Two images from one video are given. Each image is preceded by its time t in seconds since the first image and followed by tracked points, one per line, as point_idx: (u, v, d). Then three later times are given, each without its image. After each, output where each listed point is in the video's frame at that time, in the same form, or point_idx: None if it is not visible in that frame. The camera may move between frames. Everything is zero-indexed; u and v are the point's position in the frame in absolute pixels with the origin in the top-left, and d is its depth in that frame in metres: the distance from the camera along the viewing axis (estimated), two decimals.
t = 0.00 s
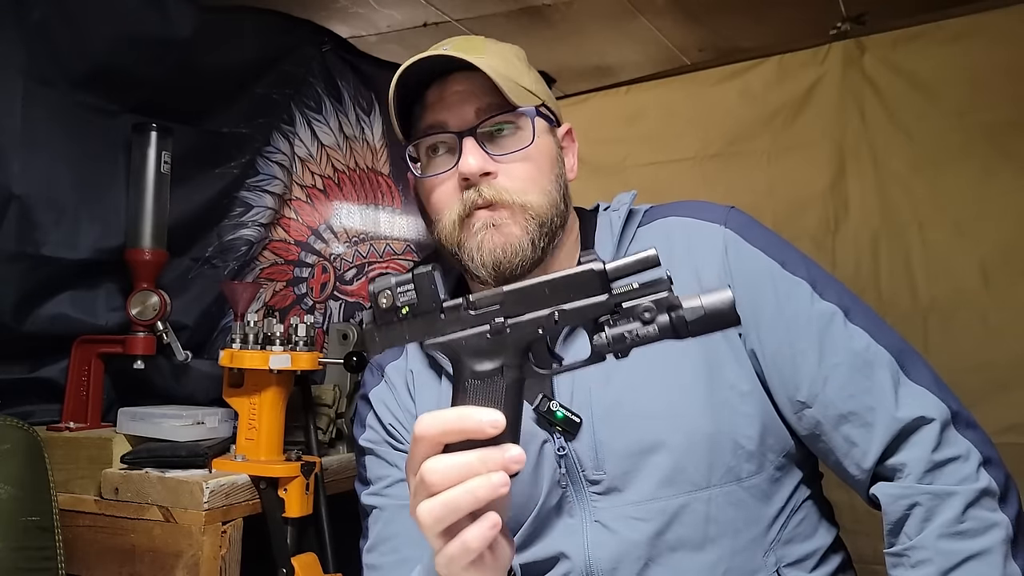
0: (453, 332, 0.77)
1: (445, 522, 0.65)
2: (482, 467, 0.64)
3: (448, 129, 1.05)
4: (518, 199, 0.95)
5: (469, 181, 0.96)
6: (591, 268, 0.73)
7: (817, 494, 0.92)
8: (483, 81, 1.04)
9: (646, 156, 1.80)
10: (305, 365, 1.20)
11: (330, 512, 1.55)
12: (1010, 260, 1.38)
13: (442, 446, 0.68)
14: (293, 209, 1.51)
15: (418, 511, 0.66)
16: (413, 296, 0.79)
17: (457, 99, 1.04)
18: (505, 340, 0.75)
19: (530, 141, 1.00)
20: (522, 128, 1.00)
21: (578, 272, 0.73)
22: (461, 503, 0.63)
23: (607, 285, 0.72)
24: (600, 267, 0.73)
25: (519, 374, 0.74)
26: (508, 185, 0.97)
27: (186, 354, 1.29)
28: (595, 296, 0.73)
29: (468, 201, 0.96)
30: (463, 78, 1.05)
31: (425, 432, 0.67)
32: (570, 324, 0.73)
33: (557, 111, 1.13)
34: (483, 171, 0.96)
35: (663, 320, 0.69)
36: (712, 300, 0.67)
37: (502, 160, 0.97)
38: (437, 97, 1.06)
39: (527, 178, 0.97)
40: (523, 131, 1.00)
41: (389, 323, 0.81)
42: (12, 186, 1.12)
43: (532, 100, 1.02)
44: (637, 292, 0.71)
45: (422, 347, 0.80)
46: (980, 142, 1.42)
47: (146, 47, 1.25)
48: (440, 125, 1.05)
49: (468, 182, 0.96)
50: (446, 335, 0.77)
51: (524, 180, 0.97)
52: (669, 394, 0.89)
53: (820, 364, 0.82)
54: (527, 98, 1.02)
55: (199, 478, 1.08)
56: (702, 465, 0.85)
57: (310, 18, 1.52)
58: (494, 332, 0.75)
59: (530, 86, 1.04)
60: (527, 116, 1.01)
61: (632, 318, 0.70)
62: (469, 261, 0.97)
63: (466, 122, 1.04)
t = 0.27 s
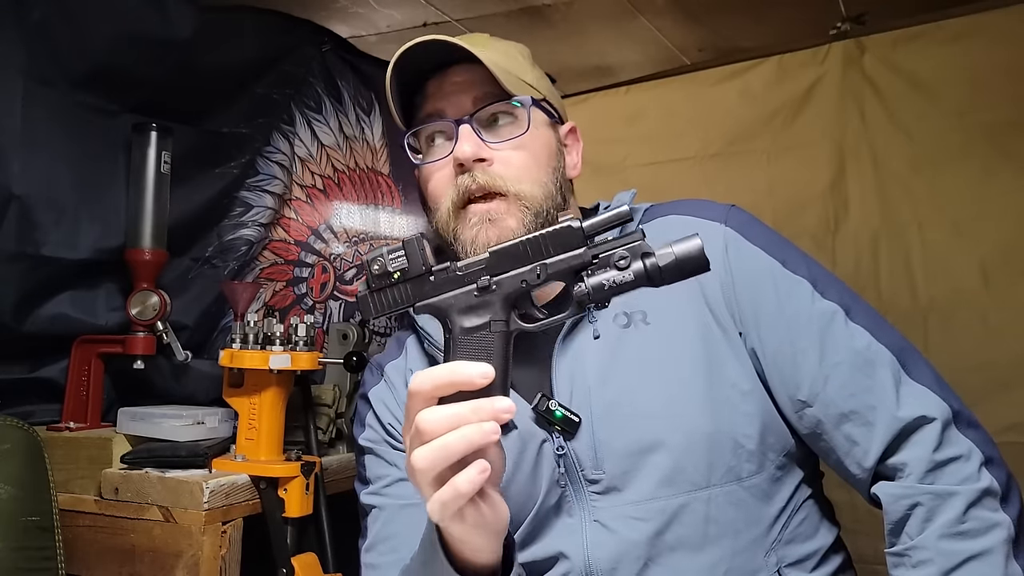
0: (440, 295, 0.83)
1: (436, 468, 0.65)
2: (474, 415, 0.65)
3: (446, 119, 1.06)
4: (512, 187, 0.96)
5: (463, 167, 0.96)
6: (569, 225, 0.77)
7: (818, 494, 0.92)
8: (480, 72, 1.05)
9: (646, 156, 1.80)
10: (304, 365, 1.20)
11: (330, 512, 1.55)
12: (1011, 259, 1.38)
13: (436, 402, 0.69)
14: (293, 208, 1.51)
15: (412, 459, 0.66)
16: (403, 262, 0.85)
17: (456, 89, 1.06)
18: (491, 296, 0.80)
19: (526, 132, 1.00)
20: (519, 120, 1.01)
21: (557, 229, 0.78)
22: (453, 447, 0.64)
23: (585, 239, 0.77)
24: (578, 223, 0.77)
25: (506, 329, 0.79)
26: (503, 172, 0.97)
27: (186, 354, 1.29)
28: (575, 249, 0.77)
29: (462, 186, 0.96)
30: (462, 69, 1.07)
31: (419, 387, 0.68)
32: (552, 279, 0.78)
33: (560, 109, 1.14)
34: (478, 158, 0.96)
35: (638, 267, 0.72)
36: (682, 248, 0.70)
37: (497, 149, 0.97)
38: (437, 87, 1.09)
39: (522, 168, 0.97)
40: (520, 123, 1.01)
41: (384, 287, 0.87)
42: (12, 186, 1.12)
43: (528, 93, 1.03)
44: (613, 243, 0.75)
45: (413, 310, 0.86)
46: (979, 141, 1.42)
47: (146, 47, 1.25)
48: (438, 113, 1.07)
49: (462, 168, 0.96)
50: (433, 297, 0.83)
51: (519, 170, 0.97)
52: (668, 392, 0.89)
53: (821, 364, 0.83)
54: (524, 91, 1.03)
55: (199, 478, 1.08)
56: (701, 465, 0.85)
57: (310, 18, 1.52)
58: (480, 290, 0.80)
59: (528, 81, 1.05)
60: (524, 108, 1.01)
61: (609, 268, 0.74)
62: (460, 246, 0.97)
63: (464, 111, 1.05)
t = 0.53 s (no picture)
0: (431, 281, 0.85)
1: (424, 445, 0.65)
2: (463, 394, 0.65)
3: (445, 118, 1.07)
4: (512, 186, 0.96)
5: (462, 165, 0.96)
6: (557, 211, 0.80)
7: (817, 492, 0.92)
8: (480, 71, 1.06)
9: (646, 156, 1.80)
10: (304, 365, 1.20)
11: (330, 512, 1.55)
12: (1010, 259, 1.38)
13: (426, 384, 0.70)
14: (293, 209, 1.51)
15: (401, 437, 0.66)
16: (397, 248, 0.88)
17: (455, 88, 1.07)
18: (481, 281, 0.81)
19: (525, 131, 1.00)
20: (518, 119, 1.02)
21: (545, 216, 0.81)
22: (440, 424, 0.64)
23: (572, 224, 0.79)
24: (564, 210, 0.80)
25: (495, 313, 0.81)
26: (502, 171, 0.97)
27: (186, 354, 1.29)
28: (561, 233, 0.79)
29: (462, 185, 0.95)
30: (461, 68, 1.08)
31: (408, 369, 0.68)
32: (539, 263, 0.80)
33: (558, 108, 1.14)
34: (478, 156, 0.96)
35: (622, 250, 0.74)
36: (666, 232, 0.72)
37: (496, 148, 0.97)
38: (437, 86, 1.09)
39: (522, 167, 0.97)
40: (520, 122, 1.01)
41: (377, 273, 0.90)
42: (12, 186, 1.11)
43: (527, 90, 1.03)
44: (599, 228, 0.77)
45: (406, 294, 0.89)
46: (979, 141, 1.42)
47: (147, 47, 1.25)
48: (437, 112, 1.08)
49: (462, 167, 0.96)
50: (425, 282, 0.86)
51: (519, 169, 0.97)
52: (667, 391, 0.89)
53: (819, 362, 0.82)
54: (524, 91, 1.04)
55: (199, 478, 1.08)
56: (700, 464, 0.85)
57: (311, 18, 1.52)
58: (471, 276, 0.82)
59: (527, 78, 1.06)
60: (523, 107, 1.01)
61: (595, 251, 0.76)
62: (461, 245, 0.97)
63: (463, 110, 1.06)
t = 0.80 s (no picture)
0: (428, 277, 0.88)
1: (419, 437, 0.65)
2: (459, 387, 0.65)
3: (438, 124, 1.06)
4: (506, 192, 0.96)
5: (456, 174, 0.97)
6: (551, 207, 0.82)
7: (816, 493, 0.92)
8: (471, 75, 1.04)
9: (646, 156, 1.80)
10: (304, 365, 1.20)
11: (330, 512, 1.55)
12: (1010, 259, 1.38)
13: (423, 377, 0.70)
14: (293, 208, 1.51)
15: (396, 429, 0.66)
16: (394, 246, 0.92)
17: (446, 93, 1.05)
18: (477, 276, 0.84)
19: (517, 136, 1.00)
20: (509, 123, 1.02)
21: (540, 213, 0.82)
22: (435, 417, 0.64)
23: (567, 220, 0.81)
24: (559, 206, 0.81)
25: (492, 307, 0.83)
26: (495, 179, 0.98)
27: (186, 354, 1.29)
28: (556, 229, 0.81)
29: (456, 195, 0.96)
30: (452, 73, 1.06)
31: (405, 363, 0.69)
32: (536, 258, 0.82)
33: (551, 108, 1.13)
34: (471, 164, 0.97)
35: (617, 244, 0.75)
36: (658, 227, 0.72)
37: (488, 154, 0.98)
38: (426, 91, 1.07)
39: (515, 173, 0.98)
40: (511, 126, 1.02)
41: (376, 270, 0.94)
42: (12, 186, 1.11)
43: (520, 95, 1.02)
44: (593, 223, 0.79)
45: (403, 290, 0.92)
46: (979, 141, 1.42)
47: (147, 47, 1.25)
48: (428, 119, 1.06)
49: (456, 176, 0.97)
50: (421, 279, 0.89)
51: (511, 175, 0.98)
52: (665, 392, 0.89)
53: (818, 363, 0.82)
54: (515, 93, 1.02)
55: (199, 478, 1.08)
56: (698, 466, 0.85)
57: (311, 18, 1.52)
58: (467, 271, 0.85)
59: (519, 82, 1.04)
60: (514, 111, 1.01)
61: (589, 246, 0.77)
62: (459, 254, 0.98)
63: (455, 116, 1.04)
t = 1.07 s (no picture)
0: (439, 323, 0.78)
1: (430, 505, 0.64)
2: (474, 453, 0.65)
3: (452, 144, 1.02)
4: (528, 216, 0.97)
5: (478, 199, 0.96)
6: (577, 255, 0.72)
7: (815, 492, 0.92)
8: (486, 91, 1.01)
9: (646, 156, 1.80)
10: (304, 365, 1.20)
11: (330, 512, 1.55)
12: (1009, 259, 1.38)
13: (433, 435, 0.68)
14: (293, 209, 1.51)
15: (406, 495, 0.65)
16: (400, 286, 0.80)
17: (460, 111, 1.02)
18: (492, 329, 0.75)
19: (536, 156, 0.99)
20: (528, 141, 1.00)
21: (563, 259, 0.73)
22: (448, 486, 0.63)
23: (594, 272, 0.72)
24: (586, 252, 0.72)
25: (508, 364, 0.75)
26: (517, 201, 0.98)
27: (186, 354, 1.29)
28: (582, 281, 0.72)
29: (477, 220, 0.96)
30: (465, 89, 1.03)
31: (415, 422, 0.67)
32: (558, 311, 0.74)
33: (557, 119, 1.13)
34: (494, 188, 0.96)
35: (648, 306, 0.69)
36: (696, 283, 0.68)
37: (509, 175, 0.97)
38: (439, 109, 1.04)
39: (534, 196, 0.98)
40: (529, 145, 1.00)
41: (379, 314, 0.82)
42: (12, 186, 1.11)
43: (537, 112, 1.01)
44: (624, 277, 0.71)
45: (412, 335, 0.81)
46: (979, 141, 1.42)
47: (147, 47, 1.25)
48: (442, 139, 1.03)
49: (477, 201, 0.96)
50: (432, 324, 0.79)
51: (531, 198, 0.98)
52: (663, 395, 0.89)
53: (816, 365, 0.82)
54: (532, 110, 1.01)
55: (199, 478, 1.08)
56: (697, 468, 0.85)
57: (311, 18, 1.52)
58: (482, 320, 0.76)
59: (534, 98, 1.02)
60: (532, 129, 1.00)
61: (619, 304, 0.71)
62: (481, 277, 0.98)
63: (471, 135, 1.01)
